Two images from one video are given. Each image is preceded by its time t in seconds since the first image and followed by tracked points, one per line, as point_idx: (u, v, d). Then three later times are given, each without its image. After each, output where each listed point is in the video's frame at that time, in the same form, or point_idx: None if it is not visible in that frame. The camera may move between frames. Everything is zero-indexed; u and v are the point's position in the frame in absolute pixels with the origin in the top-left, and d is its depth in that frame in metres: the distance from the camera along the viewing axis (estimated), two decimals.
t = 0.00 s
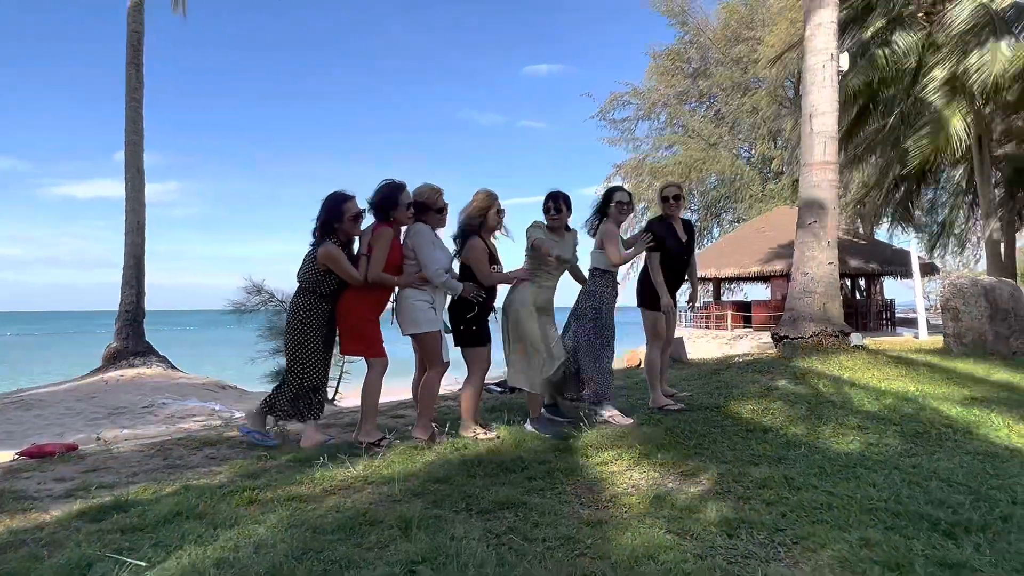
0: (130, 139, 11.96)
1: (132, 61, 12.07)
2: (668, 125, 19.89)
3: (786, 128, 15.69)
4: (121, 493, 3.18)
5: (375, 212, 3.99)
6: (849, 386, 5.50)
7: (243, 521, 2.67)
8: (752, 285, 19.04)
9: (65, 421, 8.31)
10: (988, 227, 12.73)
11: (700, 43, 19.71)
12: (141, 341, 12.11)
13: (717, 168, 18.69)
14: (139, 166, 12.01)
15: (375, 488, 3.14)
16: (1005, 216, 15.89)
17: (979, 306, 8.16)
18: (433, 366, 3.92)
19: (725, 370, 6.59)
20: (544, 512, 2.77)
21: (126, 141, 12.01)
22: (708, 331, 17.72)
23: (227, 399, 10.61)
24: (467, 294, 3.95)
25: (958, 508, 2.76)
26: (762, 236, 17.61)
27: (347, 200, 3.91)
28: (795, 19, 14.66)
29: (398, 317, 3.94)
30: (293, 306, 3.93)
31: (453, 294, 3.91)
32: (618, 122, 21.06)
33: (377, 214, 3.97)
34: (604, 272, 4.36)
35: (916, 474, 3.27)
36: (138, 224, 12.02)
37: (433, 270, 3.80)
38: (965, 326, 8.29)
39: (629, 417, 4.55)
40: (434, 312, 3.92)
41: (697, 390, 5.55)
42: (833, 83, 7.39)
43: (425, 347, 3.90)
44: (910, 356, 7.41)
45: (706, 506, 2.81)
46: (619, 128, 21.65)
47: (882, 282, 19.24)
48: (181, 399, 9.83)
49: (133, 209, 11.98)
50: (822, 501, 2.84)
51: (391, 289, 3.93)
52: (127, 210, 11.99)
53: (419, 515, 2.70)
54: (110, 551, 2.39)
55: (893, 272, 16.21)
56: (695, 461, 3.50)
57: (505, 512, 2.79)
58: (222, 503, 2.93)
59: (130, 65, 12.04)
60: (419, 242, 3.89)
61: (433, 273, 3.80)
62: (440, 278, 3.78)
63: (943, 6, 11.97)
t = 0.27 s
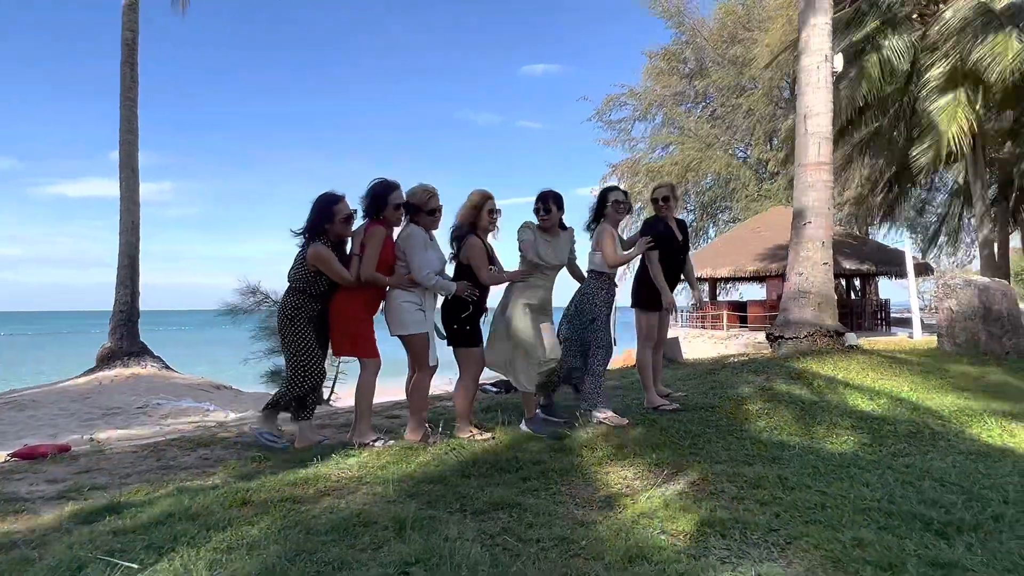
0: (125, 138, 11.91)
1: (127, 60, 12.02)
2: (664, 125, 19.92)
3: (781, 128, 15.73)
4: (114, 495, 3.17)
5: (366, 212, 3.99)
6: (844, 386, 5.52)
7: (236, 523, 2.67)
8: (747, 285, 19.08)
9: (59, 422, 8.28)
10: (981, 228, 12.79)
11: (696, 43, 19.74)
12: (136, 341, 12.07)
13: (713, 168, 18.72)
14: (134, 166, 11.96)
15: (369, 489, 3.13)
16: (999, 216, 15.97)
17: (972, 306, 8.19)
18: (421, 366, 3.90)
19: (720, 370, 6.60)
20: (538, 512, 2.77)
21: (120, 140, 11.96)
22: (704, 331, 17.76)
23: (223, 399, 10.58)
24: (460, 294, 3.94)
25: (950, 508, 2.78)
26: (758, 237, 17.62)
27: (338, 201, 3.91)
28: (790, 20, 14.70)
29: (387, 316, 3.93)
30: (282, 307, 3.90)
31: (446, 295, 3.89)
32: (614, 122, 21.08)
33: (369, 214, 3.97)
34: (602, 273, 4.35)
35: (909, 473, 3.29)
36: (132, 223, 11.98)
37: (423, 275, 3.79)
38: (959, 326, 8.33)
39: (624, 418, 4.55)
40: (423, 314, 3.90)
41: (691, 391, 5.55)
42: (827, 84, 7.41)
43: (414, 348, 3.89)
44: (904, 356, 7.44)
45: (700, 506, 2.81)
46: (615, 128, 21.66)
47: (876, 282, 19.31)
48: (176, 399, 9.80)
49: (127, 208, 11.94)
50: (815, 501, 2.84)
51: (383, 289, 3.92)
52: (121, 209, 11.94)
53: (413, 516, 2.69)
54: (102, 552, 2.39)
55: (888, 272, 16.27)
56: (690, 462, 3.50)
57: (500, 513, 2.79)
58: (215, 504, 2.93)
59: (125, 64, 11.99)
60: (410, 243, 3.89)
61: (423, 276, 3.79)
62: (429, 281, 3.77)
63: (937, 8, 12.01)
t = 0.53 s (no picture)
0: (121, 138, 11.88)
1: (123, 59, 11.98)
2: (661, 125, 19.93)
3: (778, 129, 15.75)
4: (110, 495, 3.16)
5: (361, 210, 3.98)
6: (840, 386, 5.53)
7: (233, 523, 2.66)
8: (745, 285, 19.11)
9: (54, 423, 8.24)
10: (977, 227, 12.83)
11: (693, 44, 19.76)
12: (132, 341, 12.03)
13: (710, 168, 18.74)
14: (130, 166, 11.93)
15: (366, 489, 3.13)
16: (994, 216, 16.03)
17: (968, 306, 8.22)
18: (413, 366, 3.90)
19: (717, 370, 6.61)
20: (535, 512, 2.77)
21: (116, 139, 11.92)
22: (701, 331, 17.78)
23: (220, 399, 10.56)
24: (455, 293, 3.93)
25: (946, 507, 2.78)
26: (755, 237, 17.64)
27: (333, 199, 3.91)
28: (788, 20, 14.72)
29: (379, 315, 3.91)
30: (277, 304, 3.86)
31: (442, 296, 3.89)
32: (611, 122, 21.09)
33: (364, 213, 3.97)
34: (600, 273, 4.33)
35: (906, 473, 3.30)
36: (128, 223, 11.94)
37: (420, 274, 3.79)
38: (955, 326, 8.36)
39: (621, 417, 4.55)
40: (417, 312, 3.89)
41: (689, 390, 5.56)
42: (824, 84, 7.42)
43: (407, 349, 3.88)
44: (901, 356, 7.47)
45: (697, 506, 2.81)
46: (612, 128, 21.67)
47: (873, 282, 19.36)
48: (172, 400, 9.78)
49: (124, 208, 11.91)
50: (813, 501, 2.85)
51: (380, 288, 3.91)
52: (118, 209, 11.91)
53: (411, 515, 2.69)
54: (98, 553, 2.38)
55: (885, 272, 16.30)
56: (687, 461, 3.50)
57: (497, 513, 2.79)
58: (211, 504, 2.92)
59: (121, 64, 11.96)
60: (406, 241, 3.86)
61: (418, 277, 3.79)
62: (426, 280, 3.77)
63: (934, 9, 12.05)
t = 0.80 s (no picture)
0: (119, 137, 11.86)
1: (120, 59, 11.97)
2: (659, 125, 19.95)
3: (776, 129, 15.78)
4: (108, 495, 3.16)
5: (359, 206, 3.98)
6: (837, 384, 5.55)
7: (230, 522, 2.66)
8: (742, 284, 19.16)
9: (52, 423, 8.23)
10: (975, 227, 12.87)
11: (691, 43, 19.78)
12: (130, 341, 12.02)
13: (708, 168, 18.77)
14: (128, 165, 11.92)
15: (364, 489, 3.13)
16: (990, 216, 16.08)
17: (965, 305, 8.26)
18: (409, 364, 3.90)
19: (714, 369, 6.63)
20: (533, 511, 2.78)
21: (114, 139, 11.91)
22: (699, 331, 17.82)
23: (218, 399, 10.56)
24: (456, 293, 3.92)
25: (942, 505, 2.79)
26: (752, 236, 17.68)
27: (330, 192, 3.89)
28: (785, 20, 14.75)
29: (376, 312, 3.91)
30: (274, 301, 3.86)
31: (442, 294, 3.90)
32: (609, 122, 21.10)
33: (362, 208, 3.96)
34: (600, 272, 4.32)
35: (903, 471, 3.31)
36: (126, 223, 11.93)
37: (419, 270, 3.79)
38: (952, 325, 8.39)
39: (618, 416, 4.58)
40: (414, 311, 3.90)
41: (686, 390, 5.58)
42: (821, 84, 7.43)
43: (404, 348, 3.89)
44: (897, 355, 7.49)
45: (695, 504, 2.82)
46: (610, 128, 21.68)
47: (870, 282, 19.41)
48: (170, 400, 9.77)
49: (121, 208, 11.89)
50: (809, 500, 2.86)
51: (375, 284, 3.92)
52: (115, 209, 11.89)
53: (409, 515, 2.69)
54: (96, 552, 2.38)
55: (882, 271, 16.35)
56: (684, 460, 3.51)
57: (495, 512, 2.79)
58: (209, 503, 2.92)
59: (119, 63, 11.94)
60: (405, 239, 3.88)
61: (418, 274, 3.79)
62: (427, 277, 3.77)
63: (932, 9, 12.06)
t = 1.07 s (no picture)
0: (117, 138, 11.85)
1: (117, 59, 11.95)
2: (657, 125, 19.97)
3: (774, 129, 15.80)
4: (107, 498, 3.16)
5: (357, 209, 3.99)
6: (834, 385, 5.57)
7: (230, 525, 2.67)
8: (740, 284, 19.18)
9: (50, 424, 8.23)
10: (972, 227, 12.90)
11: (689, 43, 19.79)
12: (128, 342, 12.01)
13: (706, 168, 18.78)
14: (125, 166, 11.90)
15: (363, 491, 3.14)
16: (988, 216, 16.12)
17: (962, 305, 8.29)
18: (411, 366, 3.91)
19: (712, 370, 6.65)
20: (532, 513, 2.79)
21: (111, 139, 11.89)
22: (697, 330, 17.84)
23: (216, 400, 10.56)
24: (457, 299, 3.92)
25: (939, 507, 2.81)
26: (750, 236, 17.70)
27: (326, 195, 3.90)
28: (783, 20, 14.76)
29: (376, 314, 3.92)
30: (273, 304, 3.83)
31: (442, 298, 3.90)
32: (608, 122, 21.11)
33: (360, 211, 3.98)
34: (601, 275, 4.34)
35: (900, 472, 3.32)
36: (124, 223, 11.92)
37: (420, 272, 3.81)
38: (948, 325, 8.42)
39: (617, 418, 4.59)
40: (414, 313, 3.90)
41: (684, 390, 5.59)
42: (818, 85, 7.45)
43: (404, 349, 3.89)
44: (895, 355, 7.52)
45: (692, 506, 2.84)
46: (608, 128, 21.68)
47: (868, 281, 19.45)
48: (168, 400, 9.76)
49: (119, 209, 11.87)
50: (807, 501, 2.87)
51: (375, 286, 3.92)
52: (113, 209, 11.88)
53: (408, 517, 2.70)
54: (96, 556, 2.38)
55: (880, 271, 16.38)
56: (682, 462, 3.53)
57: (494, 514, 2.80)
58: (209, 506, 2.93)
59: (116, 63, 11.92)
60: (404, 241, 3.88)
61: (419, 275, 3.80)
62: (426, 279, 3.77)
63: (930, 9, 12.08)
